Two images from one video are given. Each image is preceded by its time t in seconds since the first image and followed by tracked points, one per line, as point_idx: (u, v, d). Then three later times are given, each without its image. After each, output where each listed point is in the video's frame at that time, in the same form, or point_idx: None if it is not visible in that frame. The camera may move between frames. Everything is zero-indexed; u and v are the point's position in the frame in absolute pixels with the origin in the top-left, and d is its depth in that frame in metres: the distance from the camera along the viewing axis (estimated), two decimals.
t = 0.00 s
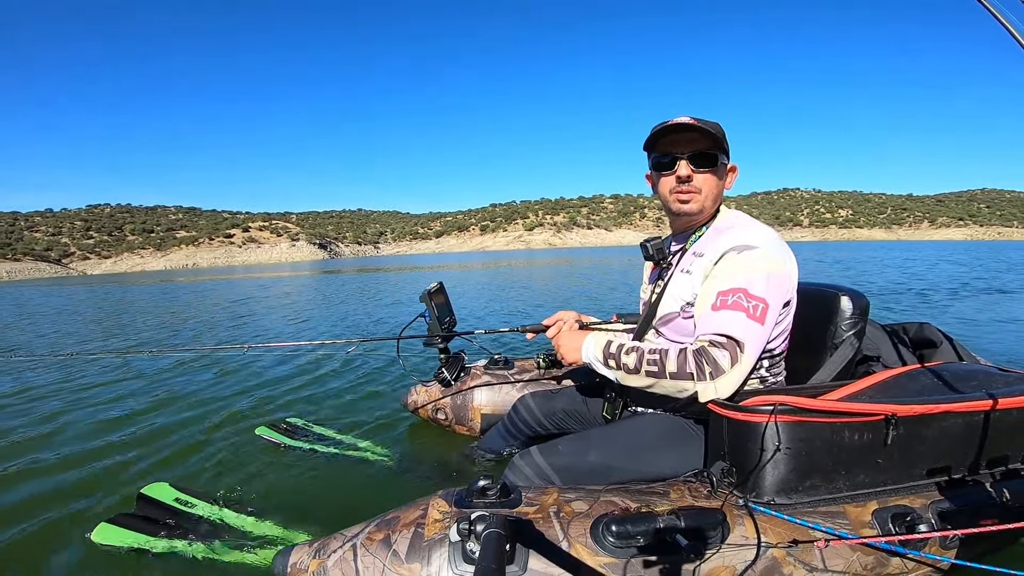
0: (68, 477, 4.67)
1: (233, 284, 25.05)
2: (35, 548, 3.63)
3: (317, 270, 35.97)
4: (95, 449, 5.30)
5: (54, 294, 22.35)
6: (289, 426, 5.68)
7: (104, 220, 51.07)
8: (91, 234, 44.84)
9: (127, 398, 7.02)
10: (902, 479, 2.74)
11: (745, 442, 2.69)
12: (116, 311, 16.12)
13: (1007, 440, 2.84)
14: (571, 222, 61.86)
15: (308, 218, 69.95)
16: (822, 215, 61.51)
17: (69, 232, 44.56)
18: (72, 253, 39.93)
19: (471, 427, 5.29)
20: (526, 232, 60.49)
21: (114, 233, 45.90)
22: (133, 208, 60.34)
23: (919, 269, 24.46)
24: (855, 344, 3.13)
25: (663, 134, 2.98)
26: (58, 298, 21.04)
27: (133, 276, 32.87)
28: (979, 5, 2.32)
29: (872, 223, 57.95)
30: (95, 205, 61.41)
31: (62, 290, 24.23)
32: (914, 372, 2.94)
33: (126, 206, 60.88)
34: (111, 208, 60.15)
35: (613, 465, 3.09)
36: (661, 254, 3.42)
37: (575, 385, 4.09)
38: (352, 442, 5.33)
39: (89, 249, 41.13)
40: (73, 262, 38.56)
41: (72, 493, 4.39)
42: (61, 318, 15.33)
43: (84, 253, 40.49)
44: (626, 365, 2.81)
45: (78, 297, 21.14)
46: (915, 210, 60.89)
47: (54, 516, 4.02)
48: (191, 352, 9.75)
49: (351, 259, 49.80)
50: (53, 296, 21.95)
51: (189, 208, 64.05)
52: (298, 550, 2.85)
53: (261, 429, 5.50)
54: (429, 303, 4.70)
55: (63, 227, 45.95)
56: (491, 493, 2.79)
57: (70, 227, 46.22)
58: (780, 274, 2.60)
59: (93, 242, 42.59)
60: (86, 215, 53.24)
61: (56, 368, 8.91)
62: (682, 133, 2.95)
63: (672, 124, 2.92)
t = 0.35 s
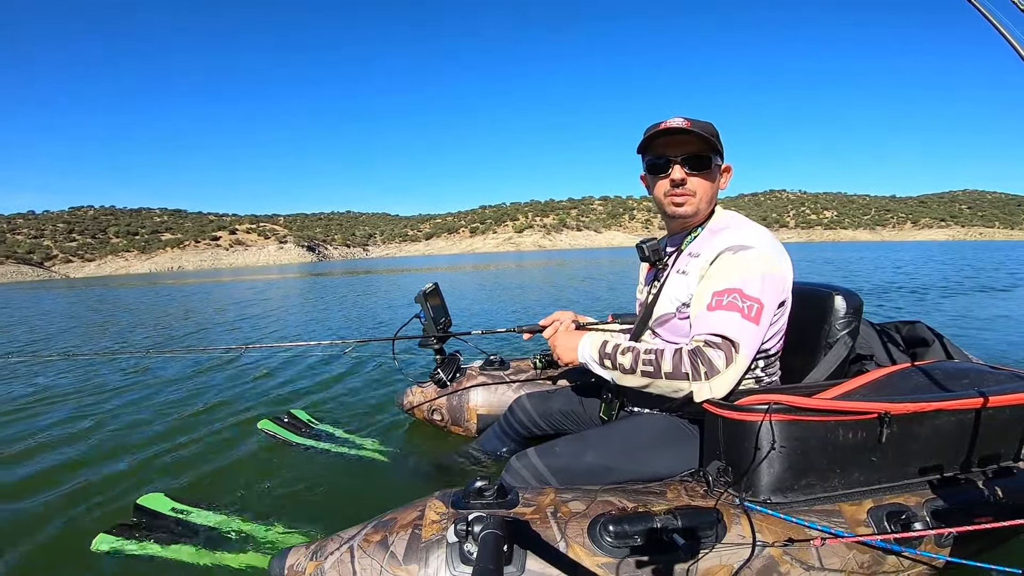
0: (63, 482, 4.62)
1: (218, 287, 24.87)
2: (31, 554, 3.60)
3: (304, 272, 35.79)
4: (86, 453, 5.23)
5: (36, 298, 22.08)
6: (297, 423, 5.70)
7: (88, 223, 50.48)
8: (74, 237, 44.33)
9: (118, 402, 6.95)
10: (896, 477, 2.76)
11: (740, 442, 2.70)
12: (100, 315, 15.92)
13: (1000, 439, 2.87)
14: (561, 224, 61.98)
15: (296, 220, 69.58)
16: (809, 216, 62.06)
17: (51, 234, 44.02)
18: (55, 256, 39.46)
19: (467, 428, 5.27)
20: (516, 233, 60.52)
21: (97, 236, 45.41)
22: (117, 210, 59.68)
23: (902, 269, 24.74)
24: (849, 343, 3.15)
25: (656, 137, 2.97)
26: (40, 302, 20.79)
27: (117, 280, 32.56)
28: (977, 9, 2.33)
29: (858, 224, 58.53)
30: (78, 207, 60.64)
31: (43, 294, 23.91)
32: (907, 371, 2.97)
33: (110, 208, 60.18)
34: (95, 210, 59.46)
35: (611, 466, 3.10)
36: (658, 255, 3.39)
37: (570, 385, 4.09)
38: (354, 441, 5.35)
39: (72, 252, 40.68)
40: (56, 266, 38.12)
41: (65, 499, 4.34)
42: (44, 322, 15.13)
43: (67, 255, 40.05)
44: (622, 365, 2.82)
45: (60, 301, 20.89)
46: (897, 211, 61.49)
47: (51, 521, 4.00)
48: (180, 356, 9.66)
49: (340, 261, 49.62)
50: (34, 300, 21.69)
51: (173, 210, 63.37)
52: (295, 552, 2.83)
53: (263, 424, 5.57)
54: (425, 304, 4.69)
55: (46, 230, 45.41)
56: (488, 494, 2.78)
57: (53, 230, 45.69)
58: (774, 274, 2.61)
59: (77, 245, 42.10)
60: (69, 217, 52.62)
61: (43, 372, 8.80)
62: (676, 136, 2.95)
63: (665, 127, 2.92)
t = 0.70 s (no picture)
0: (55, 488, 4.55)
1: (207, 288, 24.71)
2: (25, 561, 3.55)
3: (293, 273, 35.62)
4: (76, 458, 5.16)
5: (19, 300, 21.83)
6: (303, 424, 5.73)
7: (73, 224, 49.93)
8: (59, 238, 43.85)
9: (108, 406, 6.87)
10: (892, 477, 2.77)
11: (737, 443, 2.70)
12: (86, 318, 15.73)
13: (994, 439, 2.89)
14: (552, 225, 62.12)
15: (286, 221, 69.20)
16: (798, 217, 62.51)
17: (35, 235, 43.50)
18: (40, 258, 39.03)
19: (464, 432, 5.25)
20: (507, 234, 60.54)
21: (83, 237, 44.95)
22: (102, 211, 59.05)
23: (887, 269, 25.01)
24: (844, 345, 3.16)
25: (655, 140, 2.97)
26: (23, 304, 20.52)
27: (102, 281, 32.23)
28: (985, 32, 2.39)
29: (847, 224, 59.04)
30: (62, 208, 59.91)
31: (26, 296, 23.62)
32: (902, 373, 2.98)
33: (95, 208, 59.49)
34: (80, 211, 58.78)
35: (609, 469, 3.09)
36: (655, 258, 3.47)
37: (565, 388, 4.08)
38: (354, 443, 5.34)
39: (57, 253, 40.25)
40: (40, 267, 37.68)
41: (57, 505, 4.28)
42: (28, 325, 14.92)
43: (51, 256, 39.60)
44: (618, 367, 2.81)
45: (44, 303, 20.65)
46: (885, 212, 62.10)
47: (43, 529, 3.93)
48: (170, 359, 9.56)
49: (329, 262, 49.42)
50: (17, 302, 21.41)
51: (161, 211, 62.84)
52: (292, 556, 2.80)
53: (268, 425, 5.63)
54: (421, 308, 4.67)
55: (30, 230, 44.89)
56: (485, 497, 2.76)
57: (37, 231, 45.17)
58: (773, 277, 2.62)
59: (62, 246, 41.63)
60: (53, 218, 52.02)
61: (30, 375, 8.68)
62: (673, 139, 2.96)
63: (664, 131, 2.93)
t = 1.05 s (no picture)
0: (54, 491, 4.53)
1: (196, 289, 24.60)
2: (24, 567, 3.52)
3: (284, 273, 35.49)
4: (70, 460, 5.13)
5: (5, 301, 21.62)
6: (301, 424, 5.74)
7: (62, 224, 49.51)
8: (47, 237, 43.49)
9: (100, 407, 6.82)
10: (889, 477, 2.79)
11: (735, 443, 2.71)
12: (74, 318, 15.59)
13: (989, 439, 2.92)
14: (545, 225, 62.18)
15: (278, 221, 68.86)
16: (790, 217, 62.80)
17: (22, 235, 43.10)
18: (27, 257, 38.73)
19: (461, 431, 5.25)
20: (500, 234, 60.53)
21: (70, 236, 44.57)
22: (90, 210, 58.50)
23: (875, 268, 25.22)
24: (842, 345, 3.17)
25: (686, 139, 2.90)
26: (8, 305, 20.29)
27: (90, 281, 31.99)
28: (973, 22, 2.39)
29: (838, 224, 59.36)
30: (50, 207, 59.40)
31: (10, 296, 23.36)
32: (897, 373, 3.00)
33: (83, 207, 58.93)
34: (67, 210, 58.20)
35: (609, 470, 3.10)
36: (666, 258, 3.39)
37: (563, 387, 4.07)
38: (352, 443, 5.34)
39: (44, 253, 39.88)
40: (27, 266, 37.31)
41: (56, 508, 4.26)
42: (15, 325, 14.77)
43: (38, 256, 39.23)
44: (617, 365, 2.81)
45: (31, 303, 20.49)
46: (875, 212, 62.50)
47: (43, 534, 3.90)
48: (162, 360, 9.51)
49: (321, 262, 49.22)
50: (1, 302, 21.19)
51: (151, 211, 62.42)
52: (290, 556, 2.79)
53: (268, 428, 5.64)
54: (419, 307, 4.67)
55: (17, 230, 44.47)
56: (484, 497, 2.76)
57: (24, 230, 44.75)
58: (787, 285, 2.62)
59: (49, 246, 41.25)
60: (40, 218, 51.55)
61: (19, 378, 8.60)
62: (701, 139, 2.91)
63: (698, 130, 2.86)
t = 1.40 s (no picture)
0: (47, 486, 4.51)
1: (190, 290, 24.52)
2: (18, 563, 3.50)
3: (278, 274, 35.37)
4: (63, 456, 5.11)
5: None
6: (294, 419, 5.74)
7: (54, 224, 49.18)
8: (38, 238, 43.20)
9: (92, 404, 6.79)
10: (877, 472, 2.82)
11: (725, 437, 2.74)
12: (67, 318, 15.50)
13: (977, 434, 2.95)
14: (540, 226, 62.27)
15: (272, 221, 68.63)
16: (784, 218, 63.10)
17: (14, 236, 42.78)
18: (19, 259, 38.48)
19: (455, 425, 5.25)
20: (495, 235, 60.57)
21: (63, 237, 44.34)
22: (83, 211, 58.17)
23: (868, 268, 25.39)
24: (835, 341, 3.21)
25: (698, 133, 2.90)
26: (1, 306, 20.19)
27: (83, 283, 31.76)
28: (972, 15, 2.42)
29: (831, 225, 59.70)
30: (43, 208, 59.06)
31: (3, 298, 23.25)
32: (887, 367, 3.04)
33: (75, 208, 58.59)
34: (59, 211, 57.87)
35: (604, 466, 3.12)
36: (669, 250, 3.39)
37: (557, 382, 4.09)
38: (346, 438, 5.34)
39: (36, 254, 39.67)
40: (19, 267, 37.08)
41: (50, 503, 4.24)
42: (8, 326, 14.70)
43: (31, 257, 39.03)
44: (609, 362, 2.84)
45: (23, 304, 20.40)
46: (868, 213, 62.91)
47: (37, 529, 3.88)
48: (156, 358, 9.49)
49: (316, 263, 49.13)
50: None
51: (144, 211, 62.07)
52: (283, 550, 2.79)
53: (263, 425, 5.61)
54: (414, 299, 4.68)
55: (9, 230, 44.21)
56: (477, 490, 2.77)
57: (16, 230, 44.49)
58: (786, 283, 2.63)
59: (41, 247, 41.04)
60: (33, 219, 51.25)
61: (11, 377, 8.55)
62: (714, 131, 2.91)
63: (710, 123, 2.86)
